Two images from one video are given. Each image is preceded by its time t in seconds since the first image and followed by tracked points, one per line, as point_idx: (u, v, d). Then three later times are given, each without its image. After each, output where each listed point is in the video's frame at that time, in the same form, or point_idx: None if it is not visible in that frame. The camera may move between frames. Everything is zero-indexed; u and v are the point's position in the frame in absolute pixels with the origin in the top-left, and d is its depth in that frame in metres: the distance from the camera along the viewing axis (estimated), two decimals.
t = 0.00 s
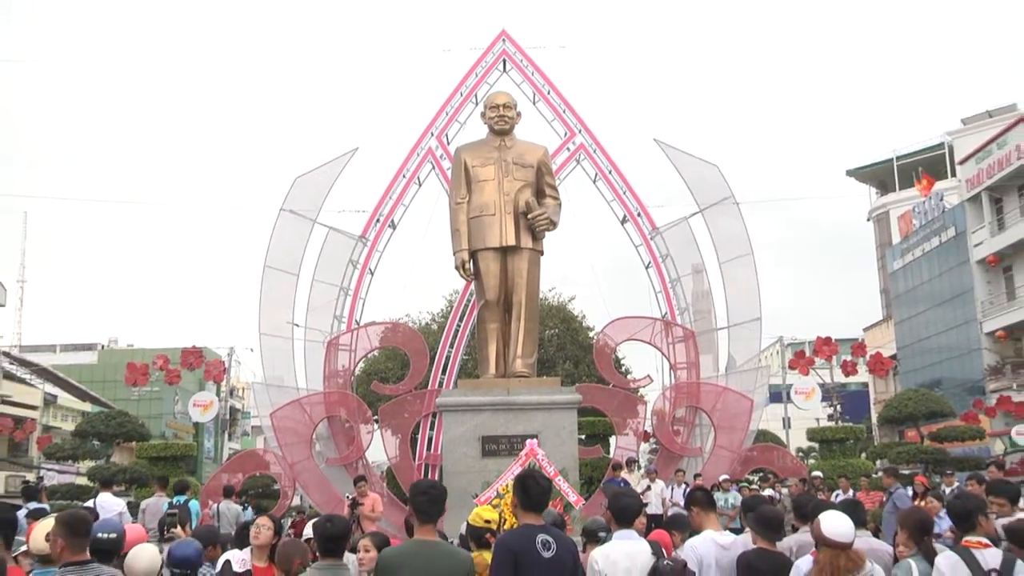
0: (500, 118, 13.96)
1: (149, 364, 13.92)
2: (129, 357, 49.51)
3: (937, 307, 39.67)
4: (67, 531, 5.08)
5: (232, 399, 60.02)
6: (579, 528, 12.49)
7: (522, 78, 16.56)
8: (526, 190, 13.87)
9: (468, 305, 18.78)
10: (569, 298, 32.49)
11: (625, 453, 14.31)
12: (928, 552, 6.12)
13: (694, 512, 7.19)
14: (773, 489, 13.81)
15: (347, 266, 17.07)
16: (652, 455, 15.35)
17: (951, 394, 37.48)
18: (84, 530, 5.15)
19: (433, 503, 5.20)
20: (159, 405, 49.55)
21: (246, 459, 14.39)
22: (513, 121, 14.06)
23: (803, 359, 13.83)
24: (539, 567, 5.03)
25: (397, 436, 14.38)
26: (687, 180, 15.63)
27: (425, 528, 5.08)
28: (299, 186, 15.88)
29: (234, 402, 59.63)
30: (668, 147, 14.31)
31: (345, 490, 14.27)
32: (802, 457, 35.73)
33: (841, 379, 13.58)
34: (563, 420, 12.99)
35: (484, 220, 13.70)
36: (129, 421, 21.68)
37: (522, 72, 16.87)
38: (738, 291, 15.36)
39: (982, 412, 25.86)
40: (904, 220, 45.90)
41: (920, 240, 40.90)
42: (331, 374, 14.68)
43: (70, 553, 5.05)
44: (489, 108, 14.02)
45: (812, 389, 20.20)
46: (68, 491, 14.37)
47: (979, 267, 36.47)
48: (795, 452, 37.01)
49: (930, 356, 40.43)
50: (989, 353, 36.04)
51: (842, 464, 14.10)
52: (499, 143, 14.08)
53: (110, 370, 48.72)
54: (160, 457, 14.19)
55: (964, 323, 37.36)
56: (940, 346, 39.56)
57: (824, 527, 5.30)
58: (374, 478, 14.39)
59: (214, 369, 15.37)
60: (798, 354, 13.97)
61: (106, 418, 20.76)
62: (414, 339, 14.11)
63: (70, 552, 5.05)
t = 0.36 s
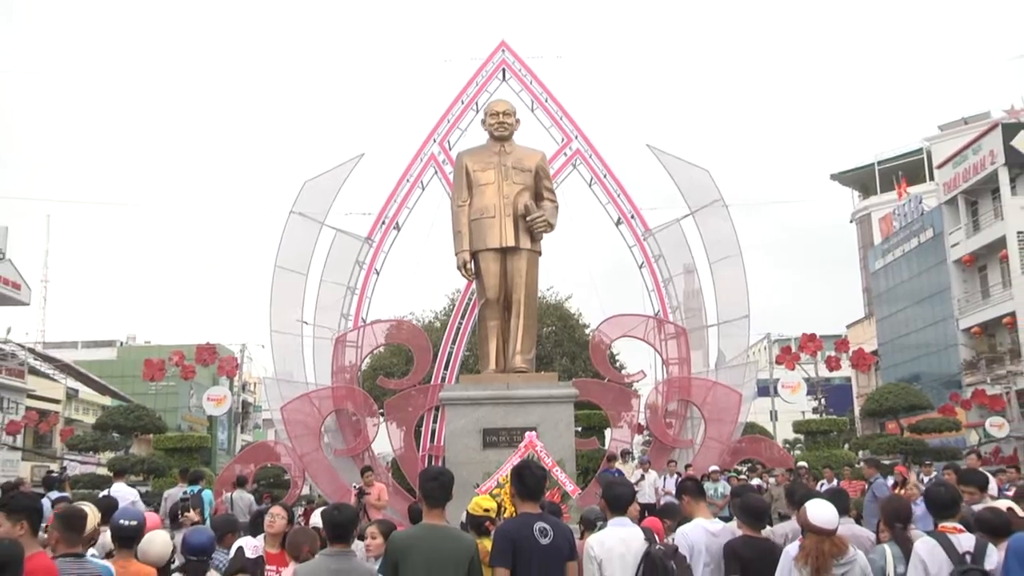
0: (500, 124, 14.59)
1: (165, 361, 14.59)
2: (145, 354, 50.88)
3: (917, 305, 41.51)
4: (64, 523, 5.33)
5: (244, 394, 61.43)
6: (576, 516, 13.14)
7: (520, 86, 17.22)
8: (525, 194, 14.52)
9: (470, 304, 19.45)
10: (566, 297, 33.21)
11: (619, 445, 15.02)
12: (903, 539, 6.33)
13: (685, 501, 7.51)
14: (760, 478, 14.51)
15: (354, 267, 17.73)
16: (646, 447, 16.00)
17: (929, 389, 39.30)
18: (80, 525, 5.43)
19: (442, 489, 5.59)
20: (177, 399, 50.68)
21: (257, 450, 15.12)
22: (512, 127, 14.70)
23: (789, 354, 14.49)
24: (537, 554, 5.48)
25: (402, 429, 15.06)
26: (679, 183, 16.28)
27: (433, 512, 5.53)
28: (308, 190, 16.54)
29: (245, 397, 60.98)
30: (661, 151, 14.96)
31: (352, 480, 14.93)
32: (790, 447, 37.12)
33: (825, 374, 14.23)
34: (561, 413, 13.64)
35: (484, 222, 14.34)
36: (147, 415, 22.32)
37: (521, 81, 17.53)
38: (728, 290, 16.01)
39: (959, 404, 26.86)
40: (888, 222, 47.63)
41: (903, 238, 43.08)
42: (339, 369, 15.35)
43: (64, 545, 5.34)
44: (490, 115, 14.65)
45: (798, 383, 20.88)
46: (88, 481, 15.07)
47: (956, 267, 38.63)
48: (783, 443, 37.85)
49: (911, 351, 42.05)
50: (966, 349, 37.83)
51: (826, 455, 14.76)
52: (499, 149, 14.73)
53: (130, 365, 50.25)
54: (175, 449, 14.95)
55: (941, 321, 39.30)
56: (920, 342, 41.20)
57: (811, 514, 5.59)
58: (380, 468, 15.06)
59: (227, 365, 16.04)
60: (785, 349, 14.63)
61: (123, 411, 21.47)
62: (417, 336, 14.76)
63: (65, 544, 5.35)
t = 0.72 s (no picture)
0: (501, 130, 15.29)
1: (182, 355, 15.29)
2: (164, 348, 52.04)
3: (898, 303, 42.66)
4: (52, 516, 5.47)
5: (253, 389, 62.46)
6: (572, 503, 13.82)
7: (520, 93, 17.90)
8: (525, 195, 15.20)
9: (472, 301, 20.18)
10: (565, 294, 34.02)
11: (615, 436, 15.73)
12: (881, 526, 6.74)
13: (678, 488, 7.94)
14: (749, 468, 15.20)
15: (361, 267, 18.41)
16: (641, 438, 16.69)
17: (910, 383, 40.32)
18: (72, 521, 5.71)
19: (445, 477, 6.00)
20: (192, 392, 51.84)
21: (269, 441, 15.87)
22: (513, 132, 15.40)
23: (777, 350, 15.17)
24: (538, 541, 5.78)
25: (407, 421, 15.76)
26: (672, 187, 16.98)
27: (436, 499, 5.92)
28: (318, 192, 17.23)
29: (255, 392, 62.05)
30: (656, 156, 15.64)
31: (359, 470, 15.63)
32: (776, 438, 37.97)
33: (812, 368, 14.90)
34: (559, 405, 14.34)
35: (486, 223, 15.02)
36: (164, 407, 23.09)
37: (521, 88, 18.23)
38: (719, 288, 16.69)
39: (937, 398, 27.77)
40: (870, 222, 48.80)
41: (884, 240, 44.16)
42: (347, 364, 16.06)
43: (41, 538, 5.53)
44: (491, 120, 15.34)
45: (785, 376, 21.60)
46: (108, 470, 15.77)
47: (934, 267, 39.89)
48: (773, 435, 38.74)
49: (893, 347, 43.18)
50: (944, 344, 38.99)
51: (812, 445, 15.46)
52: (500, 153, 15.45)
53: (148, 359, 51.40)
54: (191, 439, 15.71)
55: (921, 318, 40.50)
56: (903, 338, 42.22)
57: (795, 502, 5.89)
58: (386, 458, 15.76)
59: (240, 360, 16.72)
60: (772, 344, 15.34)
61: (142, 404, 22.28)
62: (421, 332, 15.45)
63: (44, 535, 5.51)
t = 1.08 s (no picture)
0: (499, 133, 15.97)
1: (193, 348, 15.97)
2: (177, 341, 52.91)
3: (878, 299, 43.52)
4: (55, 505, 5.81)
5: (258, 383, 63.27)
6: (567, 490, 14.49)
7: (517, 97, 18.59)
8: (522, 196, 15.88)
9: (470, 297, 20.91)
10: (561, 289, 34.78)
11: (607, 426, 16.47)
12: (857, 511, 7.28)
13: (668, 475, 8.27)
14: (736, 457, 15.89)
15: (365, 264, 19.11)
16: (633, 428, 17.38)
17: (888, 376, 41.23)
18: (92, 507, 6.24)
19: (445, 465, 6.53)
20: (204, 383, 52.76)
21: (277, 430, 16.58)
22: (510, 135, 16.07)
23: (762, 344, 15.87)
24: (532, 526, 6.15)
25: (408, 411, 16.45)
26: (662, 188, 17.67)
27: (437, 485, 6.48)
28: (324, 192, 17.92)
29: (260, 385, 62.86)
30: (646, 159, 16.32)
31: (362, 458, 16.32)
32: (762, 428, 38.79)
33: (795, 361, 15.61)
34: (554, 397, 15.03)
35: (485, 222, 15.72)
36: (177, 398, 23.83)
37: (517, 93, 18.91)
38: (708, 285, 17.40)
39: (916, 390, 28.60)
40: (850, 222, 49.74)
41: (864, 240, 44.89)
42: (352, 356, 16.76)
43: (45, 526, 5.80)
44: (489, 124, 16.01)
45: (769, 369, 22.30)
46: (123, 458, 16.46)
47: (912, 265, 40.69)
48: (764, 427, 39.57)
49: (872, 342, 44.07)
50: (920, 339, 40.00)
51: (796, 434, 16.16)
52: (497, 155, 16.13)
53: (160, 351, 52.36)
54: (202, 429, 16.43)
55: (899, 313, 41.42)
56: (882, 333, 43.10)
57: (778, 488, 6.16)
58: (388, 448, 16.46)
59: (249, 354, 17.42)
60: (757, 339, 16.06)
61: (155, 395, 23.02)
62: (421, 326, 16.15)
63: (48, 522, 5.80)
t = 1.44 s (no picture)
0: (496, 132, 16.66)
1: (205, 340, 16.69)
2: (190, 333, 53.88)
3: (858, 291, 44.37)
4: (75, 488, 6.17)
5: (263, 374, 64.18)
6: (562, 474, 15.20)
7: (513, 98, 19.28)
8: (519, 193, 16.58)
9: (469, 289, 21.66)
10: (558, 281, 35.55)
11: (601, 413, 17.18)
12: (839, 492, 7.92)
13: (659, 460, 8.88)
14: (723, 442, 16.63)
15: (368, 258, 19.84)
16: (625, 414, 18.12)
17: (867, 365, 42.15)
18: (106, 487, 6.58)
19: (449, 450, 7.14)
20: (216, 372, 53.74)
21: (285, 418, 17.37)
22: (507, 134, 16.76)
23: (748, 335, 16.60)
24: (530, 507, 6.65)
25: (410, 399, 17.17)
26: (653, 185, 18.37)
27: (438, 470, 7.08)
28: (330, 189, 18.62)
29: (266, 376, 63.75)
30: (638, 157, 17.01)
31: (367, 444, 17.05)
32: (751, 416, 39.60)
33: (779, 350, 16.34)
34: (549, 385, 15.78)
35: (483, 218, 16.43)
36: (188, 386, 24.63)
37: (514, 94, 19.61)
38: (697, 279, 18.12)
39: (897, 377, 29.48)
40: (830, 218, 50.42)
41: (846, 234, 45.64)
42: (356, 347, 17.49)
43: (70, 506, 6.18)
44: (487, 124, 16.71)
45: (755, 358, 23.04)
46: (139, 444, 17.20)
47: (890, 259, 41.42)
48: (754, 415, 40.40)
49: (851, 331, 44.93)
50: (897, 329, 40.64)
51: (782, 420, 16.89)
52: (495, 153, 16.83)
53: (174, 343, 53.31)
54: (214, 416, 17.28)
55: (877, 304, 42.27)
56: (861, 323, 43.94)
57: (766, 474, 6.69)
58: (391, 434, 17.19)
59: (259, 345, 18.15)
60: (745, 330, 16.80)
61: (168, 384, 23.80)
62: (423, 317, 16.87)
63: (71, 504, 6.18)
